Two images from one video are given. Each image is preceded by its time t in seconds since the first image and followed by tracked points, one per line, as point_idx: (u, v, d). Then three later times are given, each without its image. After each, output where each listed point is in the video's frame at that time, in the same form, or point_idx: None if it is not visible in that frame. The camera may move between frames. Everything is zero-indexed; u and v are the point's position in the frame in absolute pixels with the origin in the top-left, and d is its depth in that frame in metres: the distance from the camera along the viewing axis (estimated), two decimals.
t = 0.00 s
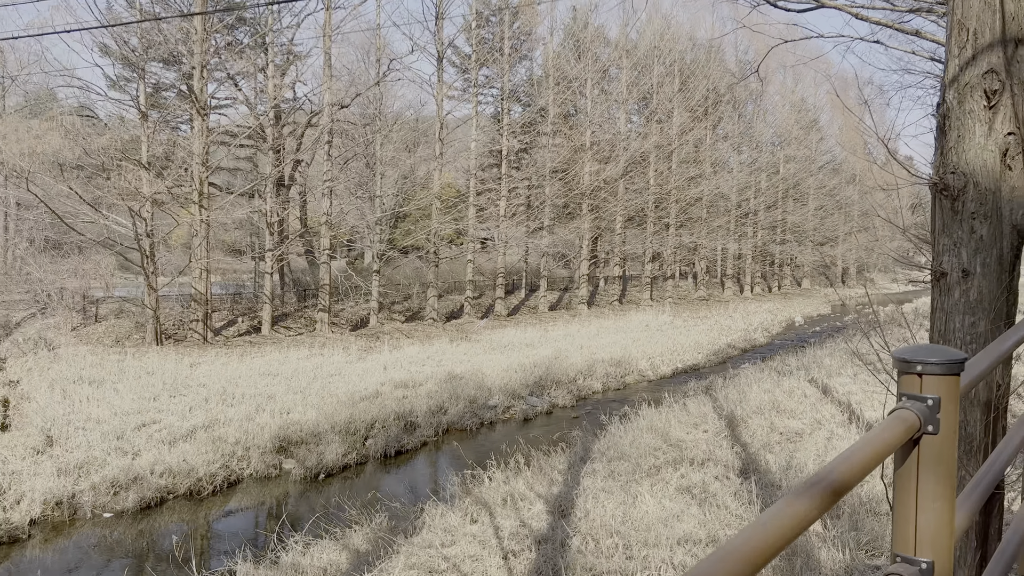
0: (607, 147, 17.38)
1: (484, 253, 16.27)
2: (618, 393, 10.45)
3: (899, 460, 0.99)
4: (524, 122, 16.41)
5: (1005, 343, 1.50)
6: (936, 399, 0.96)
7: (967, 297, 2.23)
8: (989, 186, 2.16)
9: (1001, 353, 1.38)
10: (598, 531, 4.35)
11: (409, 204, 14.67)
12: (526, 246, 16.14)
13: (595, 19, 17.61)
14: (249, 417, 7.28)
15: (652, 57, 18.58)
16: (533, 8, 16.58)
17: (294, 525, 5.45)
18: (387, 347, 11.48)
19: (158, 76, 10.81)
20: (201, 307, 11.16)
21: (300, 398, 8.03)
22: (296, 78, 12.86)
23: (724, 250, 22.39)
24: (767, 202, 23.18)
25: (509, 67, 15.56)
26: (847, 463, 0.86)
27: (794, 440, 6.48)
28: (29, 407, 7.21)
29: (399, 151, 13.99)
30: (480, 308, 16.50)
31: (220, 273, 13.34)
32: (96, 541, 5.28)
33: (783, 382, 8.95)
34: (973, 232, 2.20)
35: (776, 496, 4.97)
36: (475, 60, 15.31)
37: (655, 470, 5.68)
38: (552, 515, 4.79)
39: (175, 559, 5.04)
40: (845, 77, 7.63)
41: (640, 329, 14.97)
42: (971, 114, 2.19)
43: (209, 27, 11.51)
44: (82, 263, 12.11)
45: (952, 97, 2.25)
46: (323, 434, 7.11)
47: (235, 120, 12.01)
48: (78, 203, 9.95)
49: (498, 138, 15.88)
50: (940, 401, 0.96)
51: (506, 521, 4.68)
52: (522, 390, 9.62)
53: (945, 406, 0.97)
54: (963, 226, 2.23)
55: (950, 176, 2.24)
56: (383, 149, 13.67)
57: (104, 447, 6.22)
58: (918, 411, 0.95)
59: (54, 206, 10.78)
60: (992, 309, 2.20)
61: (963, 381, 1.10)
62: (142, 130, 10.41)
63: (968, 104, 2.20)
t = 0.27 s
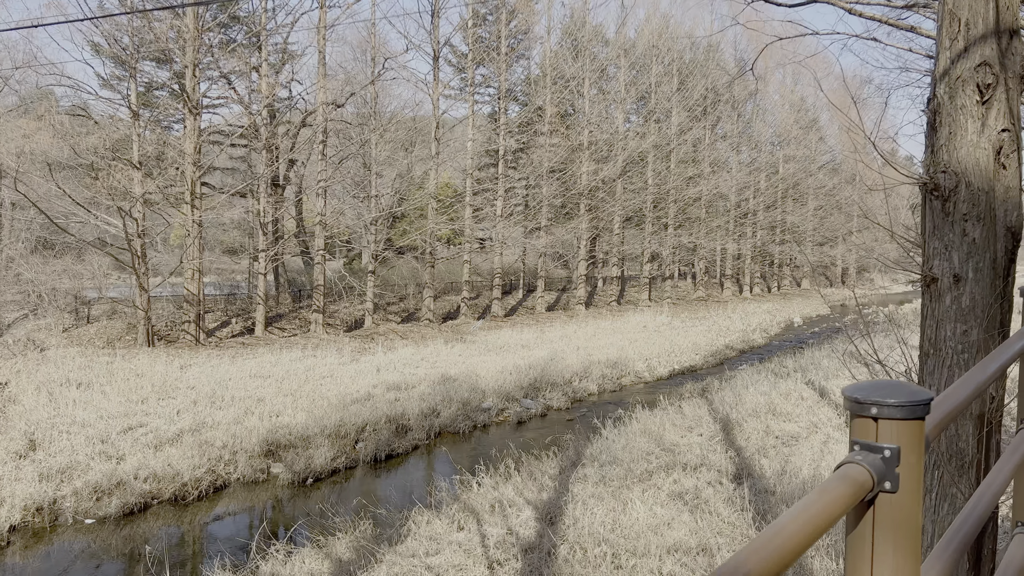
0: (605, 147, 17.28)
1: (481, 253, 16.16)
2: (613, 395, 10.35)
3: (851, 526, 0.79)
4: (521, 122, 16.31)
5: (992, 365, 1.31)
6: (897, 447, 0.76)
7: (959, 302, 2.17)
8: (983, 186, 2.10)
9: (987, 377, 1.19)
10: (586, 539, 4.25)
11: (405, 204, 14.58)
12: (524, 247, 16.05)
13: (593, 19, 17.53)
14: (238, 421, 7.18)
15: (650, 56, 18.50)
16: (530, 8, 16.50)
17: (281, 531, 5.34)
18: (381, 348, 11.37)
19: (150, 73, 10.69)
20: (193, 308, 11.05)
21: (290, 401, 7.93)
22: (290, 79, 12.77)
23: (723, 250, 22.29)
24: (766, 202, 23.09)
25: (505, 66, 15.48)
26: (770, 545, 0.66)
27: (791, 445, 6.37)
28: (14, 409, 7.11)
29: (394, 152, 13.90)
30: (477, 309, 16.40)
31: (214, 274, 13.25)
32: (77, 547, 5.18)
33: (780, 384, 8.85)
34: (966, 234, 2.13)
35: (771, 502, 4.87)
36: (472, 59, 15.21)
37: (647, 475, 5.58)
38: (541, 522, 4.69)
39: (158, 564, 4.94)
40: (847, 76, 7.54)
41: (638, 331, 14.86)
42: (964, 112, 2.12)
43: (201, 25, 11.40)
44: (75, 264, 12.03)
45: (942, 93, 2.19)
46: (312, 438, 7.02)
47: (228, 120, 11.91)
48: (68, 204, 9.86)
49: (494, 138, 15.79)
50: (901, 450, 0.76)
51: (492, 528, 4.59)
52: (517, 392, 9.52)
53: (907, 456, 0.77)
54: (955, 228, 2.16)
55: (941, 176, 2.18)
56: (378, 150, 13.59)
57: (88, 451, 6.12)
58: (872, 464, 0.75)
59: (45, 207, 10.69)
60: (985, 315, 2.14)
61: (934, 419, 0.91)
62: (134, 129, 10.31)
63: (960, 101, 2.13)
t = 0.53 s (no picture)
0: (602, 147, 17.18)
1: (478, 254, 16.06)
2: (609, 397, 10.25)
3: None
4: (518, 121, 16.20)
5: (974, 383, 1.27)
6: (810, 525, 0.74)
7: (945, 310, 2.10)
8: (969, 189, 2.04)
9: (960, 402, 1.15)
10: (572, 548, 4.15)
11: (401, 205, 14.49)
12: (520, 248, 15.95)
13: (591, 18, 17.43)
14: (226, 424, 7.09)
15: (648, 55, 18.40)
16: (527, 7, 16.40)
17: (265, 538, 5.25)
18: (374, 350, 11.28)
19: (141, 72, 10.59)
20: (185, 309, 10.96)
21: (279, 404, 7.84)
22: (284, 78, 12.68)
23: (722, 250, 22.18)
24: (765, 202, 22.99)
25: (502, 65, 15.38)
26: None
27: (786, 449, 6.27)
28: None
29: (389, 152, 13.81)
30: (473, 310, 16.30)
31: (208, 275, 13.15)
32: (57, 554, 5.08)
33: (776, 387, 8.75)
34: (951, 239, 2.07)
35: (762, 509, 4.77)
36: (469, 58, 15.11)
37: (638, 481, 5.49)
38: (528, 529, 4.60)
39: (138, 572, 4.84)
40: (847, 76, 7.45)
41: (635, 332, 14.75)
42: (949, 112, 2.07)
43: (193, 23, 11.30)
44: (67, 264, 11.93)
45: (927, 92, 2.12)
46: (301, 442, 6.93)
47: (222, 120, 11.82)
48: (58, 204, 9.76)
49: (491, 138, 15.69)
50: (814, 528, 0.74)
51: (478, 536, 4.49)
52: (511, 394, 9.42)
53: (822, 534, 0.75)
54: (940, 233, 2.10)
55: (926, 178, 2.12)
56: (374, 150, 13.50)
57: (71, 456, 6.02)
58: (778, 550, 0.73)
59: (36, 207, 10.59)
60: (971, 324, 2.08)
61: (878, 467, 0.88)
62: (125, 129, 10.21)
63: (946, 100, 2.07)
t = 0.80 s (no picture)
0: (599, 147, 17.10)
1: (473, 254, 15.96)
2: (602, 399, 10.16)
3: None
4: (514, 121, 16.11)
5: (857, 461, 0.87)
6: None
7: (921, 316, 2.04)
8: (947, 189, 1.97)
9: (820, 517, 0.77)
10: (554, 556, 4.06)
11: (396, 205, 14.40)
12: (516, 248, 15.86)
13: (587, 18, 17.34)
14: (212, 427, 7.00)
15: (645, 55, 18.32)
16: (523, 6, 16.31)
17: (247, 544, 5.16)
18: (367, 351, 11.19)
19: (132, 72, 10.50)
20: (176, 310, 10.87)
21: (267, 406, 7.75)
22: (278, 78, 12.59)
23: (720, 251, 22.09)
24: (764, 202, 22.90)
25: (497, 65, 15.30)
26: None
27: (778, 453, 6.19)
28: None
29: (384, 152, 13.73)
30: (469, 310, 16.22)
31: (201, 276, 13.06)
32: (35, 561, 4.99)
33: (771, 389, 8.66)
34: (926, 241, 2.02)
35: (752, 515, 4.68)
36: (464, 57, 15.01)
37: (627, 486, 5.40)
38: (512, 536, 4.51)
39: None
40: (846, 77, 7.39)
41: (631, 333, 14.67)
42: (926, 109, 2.01)
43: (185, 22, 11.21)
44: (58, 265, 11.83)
45: (904, 86, 2.08)
46: (288, 445, 6.84)
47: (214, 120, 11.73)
48: (46, 204, 9.65)
49: (487, 138, 15.61)
50: None
51: (461, 543, 4.41)
52: (503, 396, 9.34)
53: None
54: (916, 236, 2.05)
55: (902, 179, 2.08)
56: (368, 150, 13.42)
57: (52, 460, 5.93)
58: None
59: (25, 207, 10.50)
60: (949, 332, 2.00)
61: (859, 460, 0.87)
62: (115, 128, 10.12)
63: (924, 96, 2.02)
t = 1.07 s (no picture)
0: (596, 147, 17.00)
1: (469, 255, 15.85)
2: (597, 402, 10.06)
3: None
4: (510, 121, 16.01)
5: None
6: None
7: (899, 332, 1.95)
8: (926, 198, 1.88)
9: None
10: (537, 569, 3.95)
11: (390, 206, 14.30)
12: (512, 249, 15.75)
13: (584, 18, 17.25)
14: (197, 433, 6.89)
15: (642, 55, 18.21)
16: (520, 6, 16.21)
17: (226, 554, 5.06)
18: (360, 353, 11.09)
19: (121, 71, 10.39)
20: (167, 312, 10.77)
21: (255, 411, 7.64)
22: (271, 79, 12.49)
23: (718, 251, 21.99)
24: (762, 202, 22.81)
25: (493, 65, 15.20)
26: None
27: (771, 459, 6.09)
28: None
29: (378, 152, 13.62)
30: (465, 312, 16.11)
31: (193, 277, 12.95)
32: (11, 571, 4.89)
33: (766, 393, 8.55)
34: (905, 253, 1.92)
35: (742, 526, 4.57)
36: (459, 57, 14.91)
37: (616, 494, 5.29)
38: (496, 547, 4.40)
39: None
40: (843, 77, 7.29)
41: (627, 335, 14.56)
42: (904, 111, 1.92)
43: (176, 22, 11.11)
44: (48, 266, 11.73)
45: (881, 87, 1.99)
46: (273, 451, 6.73)
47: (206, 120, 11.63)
48: (34, 205, 9.55)
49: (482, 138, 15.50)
50: None
51: (443, 554, 4.30)
52: (496, 400, 9.23)
53: None
54: (894, 247, 1.96)
55: (879, 186, 1.99)
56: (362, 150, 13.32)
57: (31, 467, 5.82)
58: None
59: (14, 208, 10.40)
60: (931, 347, 1.90)
61: (855, 476, 0.76)
62: (104, 129, 10.01)
63: (901, 97, 1.93)
